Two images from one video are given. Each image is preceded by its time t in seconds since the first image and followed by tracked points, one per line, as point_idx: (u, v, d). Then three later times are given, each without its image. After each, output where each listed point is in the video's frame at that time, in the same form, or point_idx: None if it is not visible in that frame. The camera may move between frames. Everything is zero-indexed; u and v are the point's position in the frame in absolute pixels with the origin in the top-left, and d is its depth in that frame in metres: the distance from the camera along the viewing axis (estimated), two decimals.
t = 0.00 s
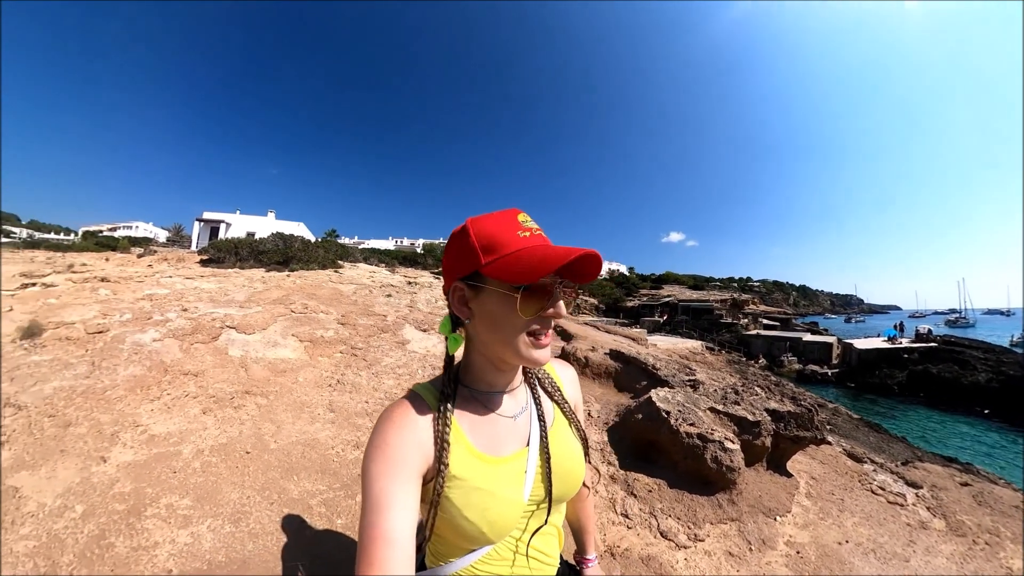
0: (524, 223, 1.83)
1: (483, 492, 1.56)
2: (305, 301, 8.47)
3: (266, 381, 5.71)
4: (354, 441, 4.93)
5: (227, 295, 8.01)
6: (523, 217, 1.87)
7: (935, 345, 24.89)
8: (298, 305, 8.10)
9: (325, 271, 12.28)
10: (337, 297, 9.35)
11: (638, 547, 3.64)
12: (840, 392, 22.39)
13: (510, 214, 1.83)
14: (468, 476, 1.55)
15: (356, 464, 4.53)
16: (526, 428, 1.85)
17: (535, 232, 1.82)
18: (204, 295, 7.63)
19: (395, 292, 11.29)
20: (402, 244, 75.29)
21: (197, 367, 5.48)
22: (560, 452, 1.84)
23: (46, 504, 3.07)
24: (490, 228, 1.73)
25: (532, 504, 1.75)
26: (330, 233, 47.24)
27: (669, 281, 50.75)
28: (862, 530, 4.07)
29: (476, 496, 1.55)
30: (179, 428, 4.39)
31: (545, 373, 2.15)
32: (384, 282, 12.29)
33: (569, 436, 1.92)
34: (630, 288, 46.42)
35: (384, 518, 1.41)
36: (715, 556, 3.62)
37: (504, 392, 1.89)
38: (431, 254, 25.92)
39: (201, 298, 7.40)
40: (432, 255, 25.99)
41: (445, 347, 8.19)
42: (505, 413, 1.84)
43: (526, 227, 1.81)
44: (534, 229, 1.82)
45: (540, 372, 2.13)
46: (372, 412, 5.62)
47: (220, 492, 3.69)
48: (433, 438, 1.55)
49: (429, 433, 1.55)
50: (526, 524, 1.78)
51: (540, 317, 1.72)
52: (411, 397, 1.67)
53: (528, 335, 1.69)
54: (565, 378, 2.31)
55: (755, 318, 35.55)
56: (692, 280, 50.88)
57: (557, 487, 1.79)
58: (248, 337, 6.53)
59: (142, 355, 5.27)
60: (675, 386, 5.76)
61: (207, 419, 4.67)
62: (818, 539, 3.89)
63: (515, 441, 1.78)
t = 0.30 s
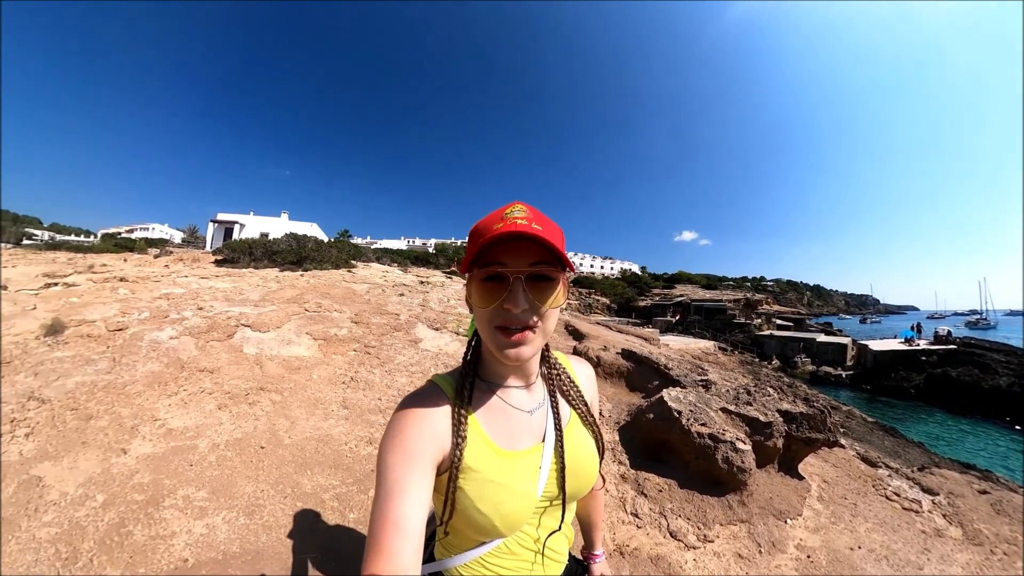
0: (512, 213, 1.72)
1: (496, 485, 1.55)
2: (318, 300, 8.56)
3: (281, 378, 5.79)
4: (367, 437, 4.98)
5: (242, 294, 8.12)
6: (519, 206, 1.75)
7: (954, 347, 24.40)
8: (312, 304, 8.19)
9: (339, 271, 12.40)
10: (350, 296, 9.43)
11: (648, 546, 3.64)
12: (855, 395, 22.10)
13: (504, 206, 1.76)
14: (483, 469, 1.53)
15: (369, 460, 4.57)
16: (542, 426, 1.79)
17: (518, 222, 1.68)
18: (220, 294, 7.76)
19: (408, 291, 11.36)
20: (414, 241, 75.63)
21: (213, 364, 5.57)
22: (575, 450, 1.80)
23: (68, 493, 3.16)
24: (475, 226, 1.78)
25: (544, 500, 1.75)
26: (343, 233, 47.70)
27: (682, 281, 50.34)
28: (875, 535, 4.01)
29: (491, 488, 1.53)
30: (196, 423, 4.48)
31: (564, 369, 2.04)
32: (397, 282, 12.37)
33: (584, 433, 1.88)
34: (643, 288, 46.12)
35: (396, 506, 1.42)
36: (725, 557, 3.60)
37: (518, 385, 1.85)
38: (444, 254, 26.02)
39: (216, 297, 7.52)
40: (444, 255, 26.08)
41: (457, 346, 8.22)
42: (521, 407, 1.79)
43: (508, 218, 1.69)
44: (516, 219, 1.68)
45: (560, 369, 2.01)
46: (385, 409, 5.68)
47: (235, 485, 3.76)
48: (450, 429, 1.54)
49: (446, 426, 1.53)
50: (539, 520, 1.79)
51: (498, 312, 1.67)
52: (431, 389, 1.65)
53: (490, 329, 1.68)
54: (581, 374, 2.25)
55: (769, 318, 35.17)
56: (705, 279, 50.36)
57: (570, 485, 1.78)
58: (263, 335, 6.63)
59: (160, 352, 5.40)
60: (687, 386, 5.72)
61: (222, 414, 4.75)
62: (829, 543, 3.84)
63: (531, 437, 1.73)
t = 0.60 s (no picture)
0: (547, 217, 1.69)
1: (528, 492, 1.53)
2: (333, 299, 8.63)
3: (296, 376, 5.85)
4: (381, 437, 5.01)
5: (258, 293, 8.21)
6: (555, 210, 1.72)
7: (976, 350, 23.84)
8: (326, 303, 8.25)
9: (353, 270, 12.49)
10: (364, 296, 9.48)
11: (661, 549, 3.61)
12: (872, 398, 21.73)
13: (540, 210, 1.73)
14: (515, 475, 1.51)
15: (382, 459, 4.60)
16: (577, 433, 1.77)
17: (554, 227, 1.65)
18: (236, 294, 7.86)
19: (421, 291, 11.39)
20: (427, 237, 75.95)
21: (229, 363, 5.64)
22: (608, 459, 1.77)
23: (89, 489, 3.29)
24: (510, 230, 1.77)
25: (573, 508, 1.73)
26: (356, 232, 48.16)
27: (696, 280, 49.84)
28: (891, 544, 3.94)
29: (522, 495, 1.51)
30: (213, 421, 4.55)
31: (601, 377, 2.00)
32: (410, 282, 12.43)
33: (618, 444, 1.83)
34: (657, 287, 45.74)
35: (425, 507, 1.41)
36: (738, 561, 3.57)
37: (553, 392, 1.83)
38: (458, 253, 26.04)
39: (231, 297, 7.61)
40: (457, 254, 26.13)
41: (470, 346, 8.23)
42: (557, 414, 1.77)
43: (543, 222, 1.67)
44: (552, 223, 1.65)
45: (597, 377, 1.97)
46: (398, 408, 5.70)
47: (250, 482, 3.82)
48: (483, 434, 1.53)
49: (480, 431, 1.52)
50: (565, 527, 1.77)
51: (532, 320, 1.65)
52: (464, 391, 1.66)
53: (524, 337, 1.67)
54: (617, 380, 2.19)
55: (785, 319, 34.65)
56: (720, 279, 49.77)
57: (600, 494, 1.75)
58: (279, 333, 6.70)
59: (177, 350, 5.52)
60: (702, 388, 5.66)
61: (238, 413, 4.81)
62: (844, 550, 3.78)
63: (564, 444, 1.71)
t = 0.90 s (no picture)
0: (566, 219, 1.66)
1: (546, 497, 1.51)
2: (347, 298, 8.69)
3: (309, 374, 5.90)
4: (393, 435, 5.04)
5: (272, 293, 8.29)
6: (574, 211, 1.68)
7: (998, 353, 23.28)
8: (340, 302, 8.31)
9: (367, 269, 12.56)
10: (377, 295, 9.52)
11: (672, 552, 3.59)
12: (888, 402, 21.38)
13: (558, 211, 1.70)
14: (534, 480, 1.50)
15: (394, 458, 4.63)
16: (598, 438, 1.74)
17: (573, 229, 1.61)
18: (251, 293, 7.95)
19: (433, 290, 11.41)
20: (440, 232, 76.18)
21: (243, 361, 5.71)
22: (628, 466, 1.73)
23: (106, 482, 3.45)
24: (529, 233, 1.73)
25: (592, 513, 1.70)
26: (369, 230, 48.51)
27: (709, 279, 49.37)
28: (907, 554, 3.87)
29: (540, 500, 1.49)
30: (226, 419, 4.61)
31: (623, 381, 1.95)
32: (423, 281, 12.47)
33: (639, 449, 1.79)
34: (670, 287, 45.32)
35: (443, 509, 1.39)
36: (748, 567, 3.54)
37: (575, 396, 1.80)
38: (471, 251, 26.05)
39: (246, 296, 7.71)
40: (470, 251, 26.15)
41: (482, 345, 8.23)
42: (578, 419, 1.75)
43: (563, 224, 1.63)
44: (571, 225, 1.62)
45: (619, 381, 1.93)
46: (411, 407, 5.73)
47: (261, 478, 3.87)
48: (502, 437, 1.51)
49: (500, 433, 1.51)
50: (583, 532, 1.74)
51: (553, 324, 1.62)
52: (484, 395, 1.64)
53: (545, 340, 1.64)
54: (639, 385, 2.14)
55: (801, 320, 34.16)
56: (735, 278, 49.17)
57: (619, 500, 1.72)
58: (292, 332, 6.77)
59: (192, 349, 5.61)
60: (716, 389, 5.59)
61: (252, 410, 4.87)
62: (858, 559, 3.72)
63: (585, 449, 1.69)
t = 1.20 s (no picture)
0: (585, 223, 1.62)
1: (561, 505, 1.48)
2: (360, 297, 8.73)
3: (322, 373, 5.94)
4: (405, 435, 5.05)
5: (285, 292, 8.35)
6: (592, 215, 1.64)
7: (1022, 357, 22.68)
8: (353, 302, 8.35)
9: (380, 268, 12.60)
10: (389, 294, 9.55)
11: (683, 557, 3.57)
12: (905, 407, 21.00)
13: (576, 215, 1.66)
14: (549, 487, 1.47)
15: (406, 458, 4.64)
16: (617, 447, 1.70)
17: (592, 233, 1.57)
18: (265, 293, 8.02)
19: (446, 289, 11.41)
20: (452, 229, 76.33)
21: (256, 360, 5.76)
22: (646, 478, 1.69)
23: (122, 477, 3.53)
24: (547, 238, 1.70)
25: (607, 524, 1.66)
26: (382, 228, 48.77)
27: (723, 279, 48.82)
28: (924, 566, 3.80)
29: (555, 508, 1.46)
30: (239, 417, 4.66)
31: (647, 389, 1.91)
32: (436, 279, 12.49)
33: (661, 461, 1.74)
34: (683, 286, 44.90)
35: (457, 511, 1.37)
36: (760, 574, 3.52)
37: (595, 404, 1.76)
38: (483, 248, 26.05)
39: (259, 296, 7.78)
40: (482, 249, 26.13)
41: (494, 345, 8.21)
42: (597, 427, 1.71)
43: (581, 228, 1.59)
44: (590, 229, 1.58)
45: (642, 389, 1.89)
46: (423, 407, 5.74)
47: (273, 476, 3.91)
48: (519, 443, 1.48)
49: (518, 439, 1.49)
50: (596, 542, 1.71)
51: (573, 331, 1.59)
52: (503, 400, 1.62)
53: (565, 347, 1.60)
54: (664, 393, 2.10)
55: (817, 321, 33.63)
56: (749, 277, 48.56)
57: (635, 513, 1.68)
58: (305, 330, 6.82)
59: (206, 347, 5.68)
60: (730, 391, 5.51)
61: (264, 409, 4.92)
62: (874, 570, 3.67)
63: (602, 459, 1.65)
